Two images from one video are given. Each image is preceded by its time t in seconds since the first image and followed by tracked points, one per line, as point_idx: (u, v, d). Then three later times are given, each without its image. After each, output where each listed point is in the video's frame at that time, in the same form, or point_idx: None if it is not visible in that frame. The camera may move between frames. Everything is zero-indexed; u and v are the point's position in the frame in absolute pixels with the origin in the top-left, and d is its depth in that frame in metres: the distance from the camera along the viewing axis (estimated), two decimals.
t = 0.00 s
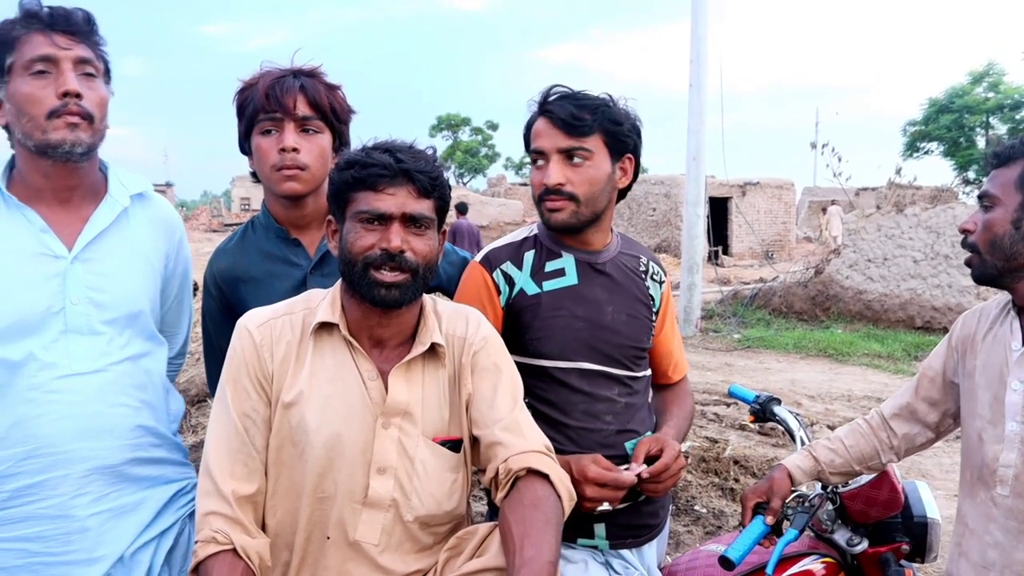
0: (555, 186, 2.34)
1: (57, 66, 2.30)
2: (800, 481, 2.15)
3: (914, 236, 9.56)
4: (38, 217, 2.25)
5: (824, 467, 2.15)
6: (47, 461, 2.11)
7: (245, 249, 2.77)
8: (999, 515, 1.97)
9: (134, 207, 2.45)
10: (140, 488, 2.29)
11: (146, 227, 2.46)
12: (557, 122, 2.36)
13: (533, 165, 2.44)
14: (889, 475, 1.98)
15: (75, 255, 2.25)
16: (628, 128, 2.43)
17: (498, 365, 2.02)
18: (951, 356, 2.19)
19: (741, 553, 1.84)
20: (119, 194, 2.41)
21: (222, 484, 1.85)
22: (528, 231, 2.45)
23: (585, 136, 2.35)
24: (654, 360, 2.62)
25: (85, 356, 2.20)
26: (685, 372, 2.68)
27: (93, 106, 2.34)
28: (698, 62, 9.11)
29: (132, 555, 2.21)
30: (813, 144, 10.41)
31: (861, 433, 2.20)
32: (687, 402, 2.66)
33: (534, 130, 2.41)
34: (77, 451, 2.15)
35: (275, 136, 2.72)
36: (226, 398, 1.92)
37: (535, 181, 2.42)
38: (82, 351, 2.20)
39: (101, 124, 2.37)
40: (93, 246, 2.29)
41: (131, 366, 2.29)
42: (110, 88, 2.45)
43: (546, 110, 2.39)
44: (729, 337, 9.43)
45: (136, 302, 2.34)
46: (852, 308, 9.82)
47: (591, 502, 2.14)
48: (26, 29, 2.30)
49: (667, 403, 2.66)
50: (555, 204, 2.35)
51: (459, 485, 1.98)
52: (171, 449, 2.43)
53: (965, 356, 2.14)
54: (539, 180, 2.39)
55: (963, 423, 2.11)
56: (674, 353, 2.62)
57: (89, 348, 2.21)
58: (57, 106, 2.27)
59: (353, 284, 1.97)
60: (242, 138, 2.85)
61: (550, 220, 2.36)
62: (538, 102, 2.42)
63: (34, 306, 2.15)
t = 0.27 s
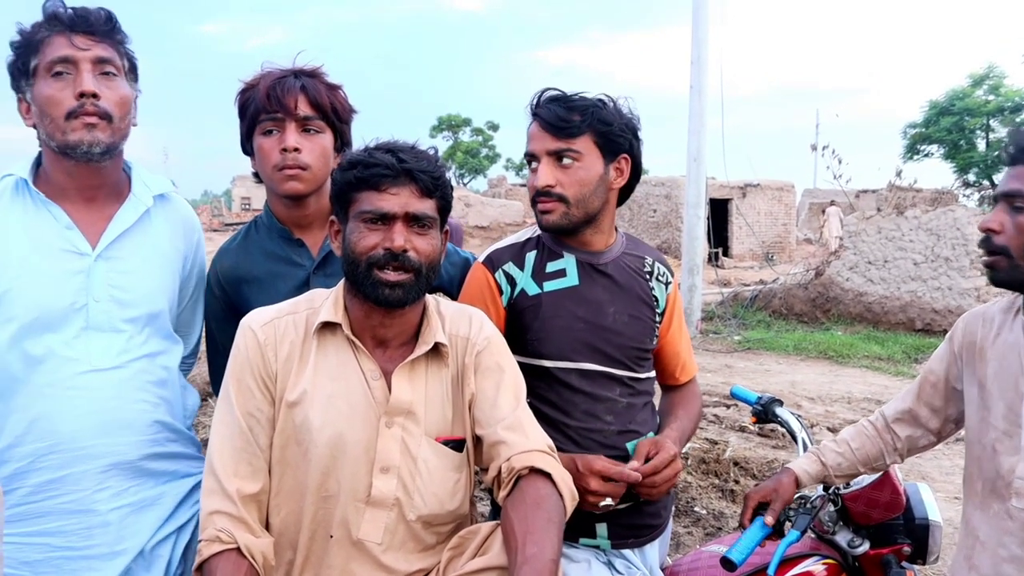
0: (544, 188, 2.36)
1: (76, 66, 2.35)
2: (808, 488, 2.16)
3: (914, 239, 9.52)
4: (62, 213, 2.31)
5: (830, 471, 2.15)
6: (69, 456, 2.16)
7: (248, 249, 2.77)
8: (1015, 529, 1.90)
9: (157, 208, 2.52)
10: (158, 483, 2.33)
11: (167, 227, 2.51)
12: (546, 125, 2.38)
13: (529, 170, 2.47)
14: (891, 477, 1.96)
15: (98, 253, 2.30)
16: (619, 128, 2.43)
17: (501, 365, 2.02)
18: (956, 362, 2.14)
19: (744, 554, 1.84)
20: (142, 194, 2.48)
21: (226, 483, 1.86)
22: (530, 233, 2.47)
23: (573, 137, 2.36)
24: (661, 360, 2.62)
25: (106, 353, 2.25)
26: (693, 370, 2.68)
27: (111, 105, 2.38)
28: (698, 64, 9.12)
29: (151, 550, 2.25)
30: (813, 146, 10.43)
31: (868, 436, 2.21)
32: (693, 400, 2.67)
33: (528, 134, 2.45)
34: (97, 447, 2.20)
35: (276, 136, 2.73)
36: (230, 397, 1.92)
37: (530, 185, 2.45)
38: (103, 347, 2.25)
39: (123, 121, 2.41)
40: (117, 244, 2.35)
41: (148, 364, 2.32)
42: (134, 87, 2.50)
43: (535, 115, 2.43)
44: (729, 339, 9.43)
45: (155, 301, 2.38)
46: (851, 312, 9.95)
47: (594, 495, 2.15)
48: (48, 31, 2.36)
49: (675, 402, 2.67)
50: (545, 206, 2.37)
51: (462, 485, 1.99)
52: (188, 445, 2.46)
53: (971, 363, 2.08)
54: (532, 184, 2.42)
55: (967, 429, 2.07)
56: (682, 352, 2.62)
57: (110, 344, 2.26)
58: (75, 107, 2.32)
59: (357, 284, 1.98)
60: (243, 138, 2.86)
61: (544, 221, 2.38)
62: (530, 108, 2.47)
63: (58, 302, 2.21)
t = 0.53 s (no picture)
0: (546, 190, 2.37)
1: (65, 70, 2.36)
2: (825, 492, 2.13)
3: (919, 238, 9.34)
4: (76, 213, 2.33)
5: (850, 474, 2.16)
6: (81, 454, 2.18)
7: (254, 249, 2.78)
8: None
9: (168, 207, 2.54)
10: (168, 481, 2.35)
11: (178, 227, 2.53)
12: (547, 128, 2.40)
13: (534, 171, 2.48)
14: (896, 478, 1.93)
15: (110, 252, 2.32)
16: (620, 130, 2.42)
17: (507, 365, 2.03)
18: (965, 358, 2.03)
19: (748, 553, 1.85)
20: (155, 194, 2.50)
21: (233, 481, 1.87)
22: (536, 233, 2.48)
23: (574, 139, 2.37)
24: (666, 360, 2.63)
25: (118, 351, 2.26)
26: (699, 371, 2.68)
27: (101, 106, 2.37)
28: (702, 64, 9.13)
29: (162, 547, 2.27)
30: (817, 146, 10.42)
31: (886, 431, 2.17)
32: (698, 401, 2.68)
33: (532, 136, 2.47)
34: (108, 445, 2.21)
35: (279, 136, 2.74)
36: (239, 396, 1.93)
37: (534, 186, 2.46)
38: (116, 345, 2.26)
39: (115, 121, 2.39)
40: (130, 243, 2.37)
41: (160, 364, 2.34)
42: (135, 86, 2.49)
43: (537, 117, 2.45)
44: (732, 339, 9.43)
45: (166, 300, 2.40)
46: (853, 312, 10.00)
47: (595, 498, 2.15)
48: (42, 36, 2.38)
49: (681, 403, 2.67)
50: (548, 208, 2.38)
51: (468, 484, 2.00)
52: (196, 444, 2.48)
53: (983, 359, 1.96)
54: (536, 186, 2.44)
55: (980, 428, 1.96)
56: (689, 352, 2.62)
57: (122, 342, 2.28)
58: (63, 111, 2.32)
59: (366, 284, 1.99)
60: (246, 138, 2.87)
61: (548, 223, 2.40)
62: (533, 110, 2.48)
63: (71, 300, 2.23)
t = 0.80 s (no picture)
0: (545, 191, 2.38)
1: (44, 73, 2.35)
2: (818, 489, 2.09)
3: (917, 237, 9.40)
4: (75, 212, 2.34)
5: (846, 470, 2.10)
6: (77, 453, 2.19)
7: (254, 248, 2.79)
8: None
9: (168, 206, 2.54)
10: (164, 481, 2.36)
11: (178, 225, 2.53)
12: (544, 130, 2.41)
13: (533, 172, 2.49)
14: (894, 475, 1.96)
15: (108, 250, 2.33)
16: (618, 129, 2.42)
17: (508, 364, 2.04)
18: (982, 356, 1.94)
19: (746, 551, 1.86)
20: (154, 193, 2.50)
21: (234, 480, 1.88)
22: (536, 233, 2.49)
23: (571, 141, 2.37)
24: (666, 360, 2.64)
25: (114, 349, 2.27)
26: (700, 371, 2.69)
27: (76, 107, 2.34)
28: (701, 63, 9.13)
29: (157, 546, 2.29)
30: (816, 145, 10.43)
31: (884, 428, 2.10)
32: (699, 401, 2.68)
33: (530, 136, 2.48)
34: (104, 445, 2.23)
35: (281, 137, 2.74)
36: (240, 395, 1.94)
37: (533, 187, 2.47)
38: (113, 344, 2.27)
39: (93, 122, 2.36)
40: (127, 242, 2.38)
41: (158, 364, 2.35)
42: (119, 82, 2.43)
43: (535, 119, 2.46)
44: (731, 338, 9.44)
45: (164, 299, 2.40)
46: (853, 309, 9.93)
47: (592, 499, 2.16)
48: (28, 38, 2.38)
49: (681, 402, 2.68)
50: (546, 208, 2.39)
51: (469, 483, 2.01)
52: (194, 443, 2.49)
53: (1005, 361, 1.87)
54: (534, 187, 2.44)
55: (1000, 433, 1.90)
56: (689, 352, 2.63)
57: (119, 341, 2.28)
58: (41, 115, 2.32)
59: (367, 284, 2.00)
60: (247, 139, 2.88)
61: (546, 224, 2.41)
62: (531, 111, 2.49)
63: (68, 299, 2.23)
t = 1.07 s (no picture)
0: (545, 191, 2.37)
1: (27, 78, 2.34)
2: (818, 490, 2.05)
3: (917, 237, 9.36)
4: (72, 212, 2.34)
5: (842, 472, 2.03)
6: (69, 453, 2.20)
7: (255, 248, 2.79)
8: None
9: (167, 206, 2.54)
10: (157, 482, 2.36)
11: (175, 226, 2.53)
12: (545, 129, 2.39)
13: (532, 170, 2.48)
14: (892, 474, 1.97)
15: (103, 251, 2.33)
16: (620, 130, 2.43)
17: (507, 363, 2.05)
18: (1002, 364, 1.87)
19: (745, 550, 1.86)
20: (153, 193, 2.50)
21: (233, 480, 1.88)
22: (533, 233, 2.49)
23: (573, 142, 2.37)
24: (664, 359, 2.64)
25: (107, 351, 2.27)
26: (698, 370, 2.69)
27: (53, 113, 2.31)
28: (700, 62, 9.13)
29: (149, 548, 2.28)
30: (815, 145, 10.43)
31: (886, 431, 2.02)
32: (698, 400, 2.68)
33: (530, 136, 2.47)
34: (96, 445, 2.23)
35: (283, 136, 2.74)
36: (239, 394, 1.94)
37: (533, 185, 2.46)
38: (105, 346, 2.27)
39: (71, 127, 2.33)
40: (123, 243, 2.38)
41: (151, 366, 2.35)
42: (100, 84, 2.38)
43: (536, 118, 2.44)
44: (731, 337, 9.44)
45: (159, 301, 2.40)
46: (853, 309, 9.95)
47: (591, 496, 2.16)
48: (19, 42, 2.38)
49: (678, 401, 2.68)
50: (548, 209, 2.39)
51: (468, 482, 2.01)
52: (189, 445, 2.49)
53: None
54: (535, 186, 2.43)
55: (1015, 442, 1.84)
56: (686, 352, 2.63)
57: (111, 342, 2.28)
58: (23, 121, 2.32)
59: (366, 284, 2.00)
60: (250, 138, 2.88)
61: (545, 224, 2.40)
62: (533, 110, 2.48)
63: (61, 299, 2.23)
